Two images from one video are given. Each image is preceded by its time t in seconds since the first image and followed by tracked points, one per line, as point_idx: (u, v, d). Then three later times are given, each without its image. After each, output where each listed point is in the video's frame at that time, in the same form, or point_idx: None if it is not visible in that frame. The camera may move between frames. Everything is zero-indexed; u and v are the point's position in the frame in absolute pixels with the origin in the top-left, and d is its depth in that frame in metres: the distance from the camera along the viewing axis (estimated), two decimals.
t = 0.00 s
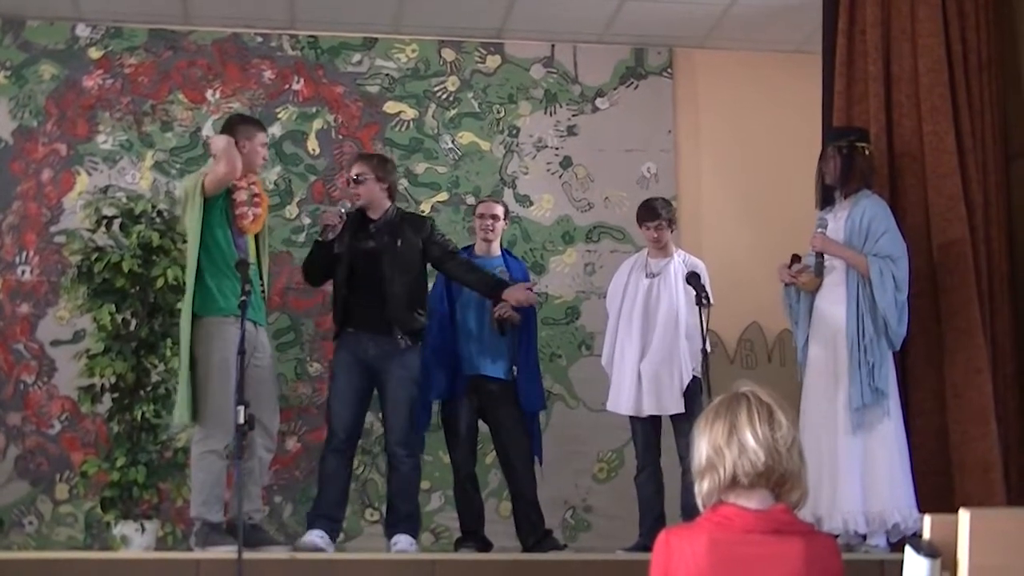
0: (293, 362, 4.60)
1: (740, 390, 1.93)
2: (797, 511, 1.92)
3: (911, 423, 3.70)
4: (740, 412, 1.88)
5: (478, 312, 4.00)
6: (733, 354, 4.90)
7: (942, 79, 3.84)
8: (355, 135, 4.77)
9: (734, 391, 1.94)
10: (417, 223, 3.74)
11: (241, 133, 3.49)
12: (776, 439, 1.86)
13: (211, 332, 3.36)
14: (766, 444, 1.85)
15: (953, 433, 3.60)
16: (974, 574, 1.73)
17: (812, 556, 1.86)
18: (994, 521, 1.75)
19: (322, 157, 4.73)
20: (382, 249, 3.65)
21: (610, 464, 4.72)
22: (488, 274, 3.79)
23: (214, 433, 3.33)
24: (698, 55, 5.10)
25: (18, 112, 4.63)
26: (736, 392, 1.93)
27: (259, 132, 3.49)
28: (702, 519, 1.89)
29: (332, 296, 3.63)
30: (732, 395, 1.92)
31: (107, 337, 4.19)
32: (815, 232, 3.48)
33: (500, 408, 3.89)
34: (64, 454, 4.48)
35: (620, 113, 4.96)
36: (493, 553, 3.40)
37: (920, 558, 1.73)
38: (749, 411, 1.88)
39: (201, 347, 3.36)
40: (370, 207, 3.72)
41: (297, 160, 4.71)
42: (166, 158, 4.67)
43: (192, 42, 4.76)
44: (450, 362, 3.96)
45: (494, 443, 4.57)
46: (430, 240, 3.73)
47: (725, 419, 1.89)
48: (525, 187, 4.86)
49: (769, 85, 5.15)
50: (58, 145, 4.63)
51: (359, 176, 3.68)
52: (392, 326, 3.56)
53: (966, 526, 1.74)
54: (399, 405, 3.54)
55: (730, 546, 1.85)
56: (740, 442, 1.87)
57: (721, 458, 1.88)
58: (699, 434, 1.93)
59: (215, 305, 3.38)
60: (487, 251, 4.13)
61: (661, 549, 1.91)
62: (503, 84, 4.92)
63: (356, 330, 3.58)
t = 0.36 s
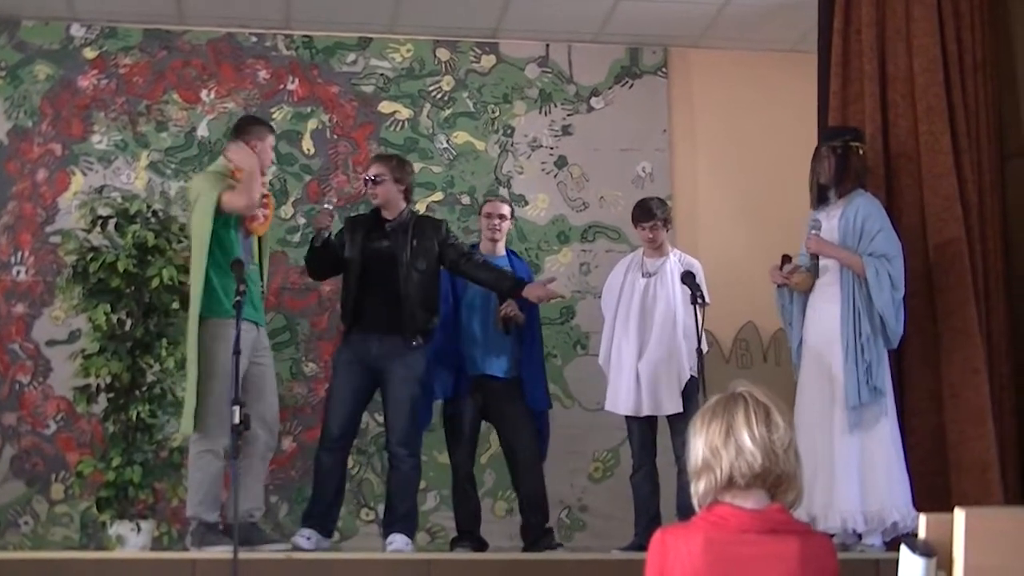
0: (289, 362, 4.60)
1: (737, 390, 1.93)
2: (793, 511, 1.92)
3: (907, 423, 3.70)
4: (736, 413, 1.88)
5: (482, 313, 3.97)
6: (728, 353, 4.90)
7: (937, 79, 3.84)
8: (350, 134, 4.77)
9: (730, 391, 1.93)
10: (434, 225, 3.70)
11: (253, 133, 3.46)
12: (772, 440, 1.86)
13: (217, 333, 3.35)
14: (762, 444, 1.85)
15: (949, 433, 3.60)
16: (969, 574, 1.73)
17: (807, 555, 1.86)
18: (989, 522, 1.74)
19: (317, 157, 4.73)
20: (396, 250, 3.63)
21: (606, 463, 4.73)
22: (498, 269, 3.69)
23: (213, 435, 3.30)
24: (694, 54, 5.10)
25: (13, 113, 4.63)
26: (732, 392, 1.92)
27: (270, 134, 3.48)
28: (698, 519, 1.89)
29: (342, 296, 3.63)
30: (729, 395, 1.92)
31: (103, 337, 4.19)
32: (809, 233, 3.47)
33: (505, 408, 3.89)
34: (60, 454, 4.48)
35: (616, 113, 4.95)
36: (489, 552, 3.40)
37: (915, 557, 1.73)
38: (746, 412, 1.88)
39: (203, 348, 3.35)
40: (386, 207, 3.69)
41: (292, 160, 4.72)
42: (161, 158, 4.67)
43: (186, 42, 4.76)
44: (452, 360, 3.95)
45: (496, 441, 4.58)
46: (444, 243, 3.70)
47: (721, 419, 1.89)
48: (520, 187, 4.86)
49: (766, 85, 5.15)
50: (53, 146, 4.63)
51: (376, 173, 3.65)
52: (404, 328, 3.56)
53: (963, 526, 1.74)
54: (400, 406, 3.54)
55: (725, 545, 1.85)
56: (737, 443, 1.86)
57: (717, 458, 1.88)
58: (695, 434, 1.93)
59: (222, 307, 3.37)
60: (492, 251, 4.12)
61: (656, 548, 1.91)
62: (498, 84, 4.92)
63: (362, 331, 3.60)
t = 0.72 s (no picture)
0: (289, 361, 4.60)
1: (738, 391, 1.93)
2: (793, 512, 1.92)
3: (907, 423, 3.71)
4: (738, 414, 1.88)
5: (509, 321, 3.95)
6: (729, 353, 4.90)
7: (938, 80, 3.84)
8: (351, 134, 4.77)
9: (731, 392, 1.94)
10: (424, 232, 3.72)
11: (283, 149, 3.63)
12: (774, 441, 1.86)
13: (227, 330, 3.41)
14: (764, 445, 1.86)
15: (949, 433, 3.60)
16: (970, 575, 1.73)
17: (807, 557, 1.86)
18: (990, 523, 1.74)
19: (318, 157, 4.73)
20: (393, 252, 3.64)
21: (606, 464, 4.73)
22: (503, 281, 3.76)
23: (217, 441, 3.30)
24: (694, 55, 5.10)
25: (14, 112, 4.62)
26: (733, 394, 1.93)
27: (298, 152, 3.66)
28: (699, 519, 1.89)
29: (338, 298, 3.64)
30: (730, 397, 1.92)
31: (103, 337, 4.18)
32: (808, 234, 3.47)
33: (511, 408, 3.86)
34: (60, 453, 4.48)
35: (616, 113, 4.96)
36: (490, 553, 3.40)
37: (916, 558, 1.73)
38: (746, 413, 1.88)
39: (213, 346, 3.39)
40: (382, 209, 3.69)
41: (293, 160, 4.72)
42: (162, 157, 4.67)
43: (188, 42, 4.76)
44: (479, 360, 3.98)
45: (521, 442, 4.56)
46: (440, 249, 3.73)
47: (722, 420, 1.89)
48: (521, 187, 4.87)
49: (766, 86, 5.16)
50: (54, 145, 4.63)
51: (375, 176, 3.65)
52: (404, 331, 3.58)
53: (963, 526, 1.74)
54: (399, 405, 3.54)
55: (726, 546, 1.85)
56: (739, 444, 1.86)
57: (718, 459, 1.88)
58: (696, 435, 1.93)
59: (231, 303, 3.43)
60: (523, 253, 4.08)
61: (658, 548, 1.92)
62: (499, 84, 4.92)
63: (359, 333, 3.59)
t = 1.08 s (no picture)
0: (287, 362, 4.59)
1: (735, 392, 1.93)
2: (790, 513, 1.91)
3: (904, 423, 3.71)
4: (735, 415, 1.88)
5: (522, 326, 3.97)
6: (726, 354, 4.90)
7: (934, 80, 3.84)
8: (348, 135, 4.77)
9: (728, 393, 1.93)
10: (400, 237, 3.74)
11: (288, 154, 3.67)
12: (771, 441, 1.86)
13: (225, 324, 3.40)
14: (761, 446, 1.85)
15: (946, 433, 3.60)
16: None
17: (804, 558, 1.86)
18: (987, 523, 1.74)
19: (315, 158, 4.73)
20: (371, 253, 3.65)
21: (604, 465, 4.73)
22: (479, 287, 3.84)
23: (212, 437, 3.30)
24: (691, 55, 5.10)
25: (11, 113, 4.62)
26: (731, 395, 1.92)
27: (304, 158, 3.68)
28: (696, 520, 1.89)
29: (318, 302, 3.62)
30: (727, 398, 1.92)
31: (101, 338, 4.18)
32: (805, 233, 3.45)
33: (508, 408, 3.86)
34: (58, 455, 4.48)
35: (613, 114, 4.96)
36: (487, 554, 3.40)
37: (912, 559, 1.73)
38: (744, 414, 1.88)
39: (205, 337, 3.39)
40: (357, 211, 3.68)
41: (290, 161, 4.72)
42: (159, 159, 4.67)
43: (185, 43, 4.76)
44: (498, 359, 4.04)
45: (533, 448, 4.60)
46: (414, 251, 3.78)
47: (719, 421, 1.89)
48: (518, 188, 4.87)
49: (763, 86, 5.16)
50: (52, 147, 4.63)
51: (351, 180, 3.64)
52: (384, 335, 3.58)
53: (959, 525, 1.74)
54: (386, 407, 3.55)
55: (722, 546, 1.85)
56: (735, 445, 1.86)
57: (715, 460, 1.88)
58: (693, 436, 1.93)
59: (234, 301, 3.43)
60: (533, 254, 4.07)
61: (655, 549, 1.92)
62: (496, 85, 4.91)
63: (340, 336, 3.59)
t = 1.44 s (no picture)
0: (286, 362, 4.59)
1: (735, 393, 1.93)
2: (790, 513, 1.91)
3: (903, 424, 3.71)
4: (736, 415, 1.88)
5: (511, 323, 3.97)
6: (726, 355, 4.90)
7: (934, 82, 3.83)
8: (348, 135, 4.77)
9: (728, 393, 1.93)
10: (389, 238, 3.75)
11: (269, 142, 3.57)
12: (771, 442, 1.86)
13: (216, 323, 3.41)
14: (761, 446, 1.85)
15: (945, 435, 3.60)
16: None
17: (803, 557, 1.86)
18: (986, 524, 1.74)
19: (314, 158, 4.73)
20: (364, 255, 3.65)
21: (602, 465, 4.73)
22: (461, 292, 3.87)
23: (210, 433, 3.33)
24: (691, 55, 5.10)
25: (10, 113, 4.62)
26: (731, 395, 1.92)
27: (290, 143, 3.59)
28: (696, 520, 1.89)
29: (309, 303, 3.59)
30: (727, 398, 1.92)
31: (100, 338, 4.18)
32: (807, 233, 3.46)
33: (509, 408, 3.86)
34: (57, 455, 4.48)
35: (613, 114, 4.96)
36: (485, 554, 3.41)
37: (911, 559, 1.73)
38: (744, 415, 1.88)
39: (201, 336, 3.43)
40: (348, 212, 3.70)
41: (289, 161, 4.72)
42: (159, 158, 4.67)
43: (184, 43, 4.76)
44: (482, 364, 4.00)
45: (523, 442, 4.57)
46: (402, 253, 3.79)
47: (720, 422, 1.89)
48: (518, 188, 4.87)
49: (762, 86, 5.16)
50: (51, 146, 4.63)
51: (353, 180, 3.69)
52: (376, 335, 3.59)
53: (958, 525, 1.73)
54: (381, 406, 3.56)
55: (722, 547, 1.85)
56: (736, 445, 1.86)
57: (715, 460, 1.88)
58: (694, 437, 1.93)
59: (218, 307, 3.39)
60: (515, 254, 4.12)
61: (654, 549, 1.92)
62: (496, 86, 4.91)
63: (332, 335, 3.58)
